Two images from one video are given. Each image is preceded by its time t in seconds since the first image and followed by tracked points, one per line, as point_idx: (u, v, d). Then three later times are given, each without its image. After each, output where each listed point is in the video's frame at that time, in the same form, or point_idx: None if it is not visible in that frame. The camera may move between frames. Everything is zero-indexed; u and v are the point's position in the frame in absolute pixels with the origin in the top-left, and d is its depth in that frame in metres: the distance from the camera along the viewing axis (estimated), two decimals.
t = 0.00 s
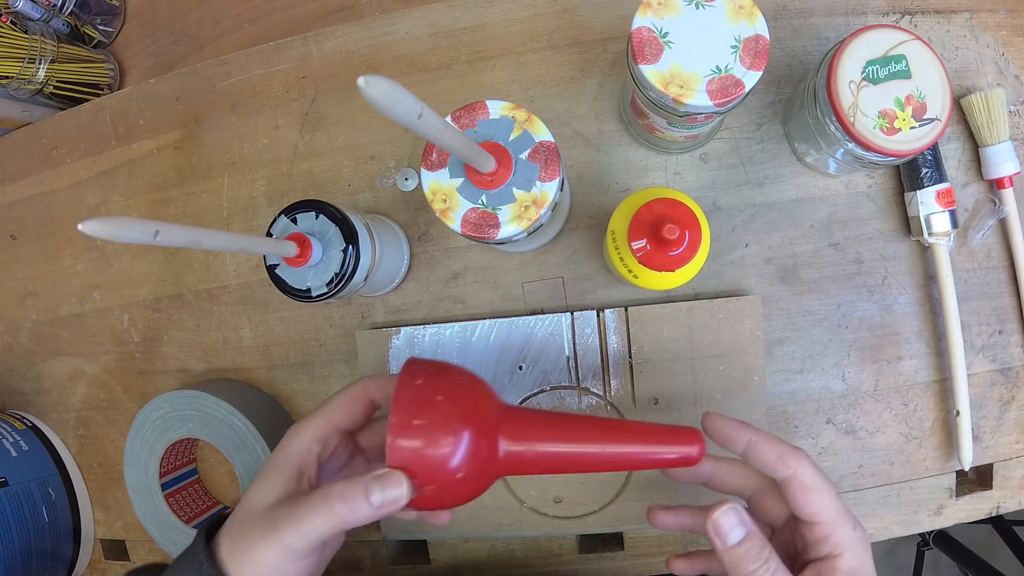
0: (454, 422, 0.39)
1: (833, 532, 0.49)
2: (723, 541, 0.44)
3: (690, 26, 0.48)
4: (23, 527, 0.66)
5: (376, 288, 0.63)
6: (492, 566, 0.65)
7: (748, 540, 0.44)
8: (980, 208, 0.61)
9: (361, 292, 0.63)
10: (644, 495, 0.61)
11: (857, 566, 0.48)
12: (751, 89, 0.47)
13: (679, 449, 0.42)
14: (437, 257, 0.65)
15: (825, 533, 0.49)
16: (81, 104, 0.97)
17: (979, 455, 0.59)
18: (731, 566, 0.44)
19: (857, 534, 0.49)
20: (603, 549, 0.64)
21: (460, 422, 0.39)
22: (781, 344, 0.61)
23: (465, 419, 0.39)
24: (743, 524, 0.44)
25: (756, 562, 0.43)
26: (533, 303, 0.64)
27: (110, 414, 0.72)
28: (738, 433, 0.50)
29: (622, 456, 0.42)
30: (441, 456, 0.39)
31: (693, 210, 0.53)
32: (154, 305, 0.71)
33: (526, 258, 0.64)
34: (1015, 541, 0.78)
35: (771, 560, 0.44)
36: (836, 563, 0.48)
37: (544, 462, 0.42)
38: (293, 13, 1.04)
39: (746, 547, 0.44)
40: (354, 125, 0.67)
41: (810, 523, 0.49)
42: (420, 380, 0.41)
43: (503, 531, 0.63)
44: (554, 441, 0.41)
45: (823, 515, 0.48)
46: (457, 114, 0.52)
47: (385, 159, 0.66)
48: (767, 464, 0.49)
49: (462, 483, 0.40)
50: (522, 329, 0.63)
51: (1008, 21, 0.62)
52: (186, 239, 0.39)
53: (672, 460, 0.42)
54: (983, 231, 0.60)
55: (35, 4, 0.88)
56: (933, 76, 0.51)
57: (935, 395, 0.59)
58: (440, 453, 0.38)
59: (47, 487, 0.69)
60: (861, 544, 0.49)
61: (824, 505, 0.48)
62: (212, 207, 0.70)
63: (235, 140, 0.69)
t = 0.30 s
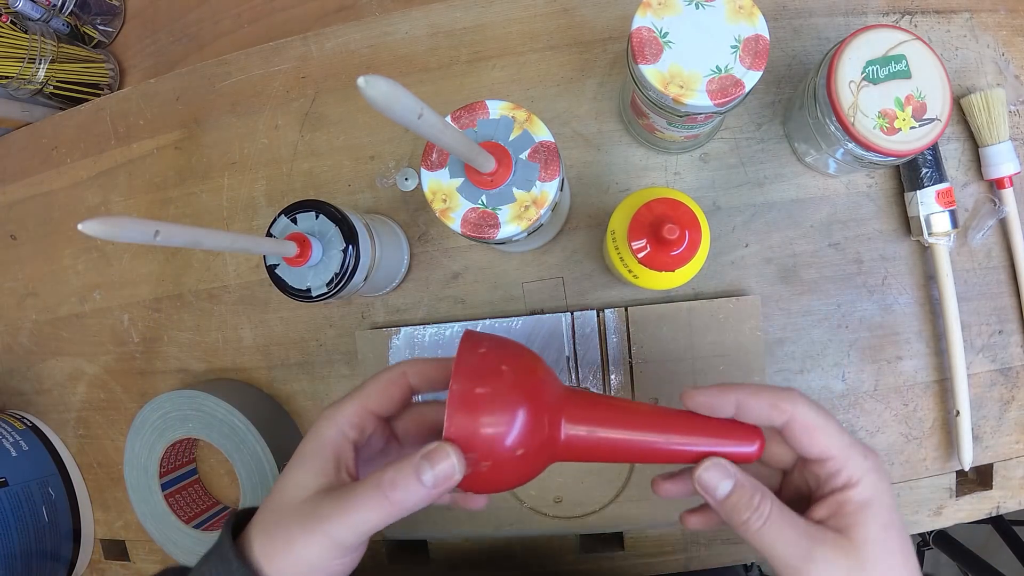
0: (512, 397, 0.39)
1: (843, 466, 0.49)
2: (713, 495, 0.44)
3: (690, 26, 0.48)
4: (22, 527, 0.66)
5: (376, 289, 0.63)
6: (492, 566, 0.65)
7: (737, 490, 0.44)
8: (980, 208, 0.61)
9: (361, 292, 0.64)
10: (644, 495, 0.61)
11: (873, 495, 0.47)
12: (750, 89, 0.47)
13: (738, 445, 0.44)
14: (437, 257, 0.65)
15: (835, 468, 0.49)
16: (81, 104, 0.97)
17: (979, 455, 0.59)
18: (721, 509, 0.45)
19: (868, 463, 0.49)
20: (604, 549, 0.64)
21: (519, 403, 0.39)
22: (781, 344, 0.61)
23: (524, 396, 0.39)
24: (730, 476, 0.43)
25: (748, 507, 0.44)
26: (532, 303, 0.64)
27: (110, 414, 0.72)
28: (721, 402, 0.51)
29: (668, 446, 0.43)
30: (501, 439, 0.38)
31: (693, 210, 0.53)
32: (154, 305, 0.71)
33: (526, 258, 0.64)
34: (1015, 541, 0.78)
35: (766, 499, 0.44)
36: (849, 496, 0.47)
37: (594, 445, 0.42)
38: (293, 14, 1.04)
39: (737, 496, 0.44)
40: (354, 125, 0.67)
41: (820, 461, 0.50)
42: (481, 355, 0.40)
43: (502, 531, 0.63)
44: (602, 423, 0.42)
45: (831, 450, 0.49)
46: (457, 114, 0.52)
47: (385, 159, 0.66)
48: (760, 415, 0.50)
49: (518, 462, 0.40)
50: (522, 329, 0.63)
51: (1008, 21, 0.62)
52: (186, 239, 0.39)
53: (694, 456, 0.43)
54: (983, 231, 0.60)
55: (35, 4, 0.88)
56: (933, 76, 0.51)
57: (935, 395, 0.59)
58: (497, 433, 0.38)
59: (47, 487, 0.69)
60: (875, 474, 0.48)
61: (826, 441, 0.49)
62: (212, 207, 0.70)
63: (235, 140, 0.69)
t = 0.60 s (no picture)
0: (612, 336, 0.40)
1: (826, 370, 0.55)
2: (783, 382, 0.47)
3: (690, 27, 0.48)
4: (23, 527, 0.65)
5: (376, 289, 0.63)
6: (492, 566, 0.65)
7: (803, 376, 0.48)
8: (980, 208, 0.61)
9: (361, 292, 0.64)
10: (643, 495, 0.61)
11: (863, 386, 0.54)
12: (750, 89, 0.47)
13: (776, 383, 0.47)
14: (437, 257, 0.65)
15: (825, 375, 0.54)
16: (81, 104, 0.97)
17: (979, 455, 0.59)
18: (786, 400, 0.48)
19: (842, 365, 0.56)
20: (604, 549, 0.64)
21: (619, 340, 0.39)
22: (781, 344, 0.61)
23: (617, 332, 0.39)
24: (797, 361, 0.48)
25: (809, 397, 0.48)
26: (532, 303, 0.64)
27: (110, 414, 0.72)
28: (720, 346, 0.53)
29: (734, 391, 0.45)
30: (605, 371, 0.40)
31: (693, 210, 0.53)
32: (154, 305, 0.71)
33: (526, 258, 0.64)
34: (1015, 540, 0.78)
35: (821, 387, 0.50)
36: (848, 390, 0.54)
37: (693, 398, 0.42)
38: (293, 14, 1.04)
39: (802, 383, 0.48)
40: (354, 125, 0.67)
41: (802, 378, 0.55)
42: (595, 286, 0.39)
43: (503, 531, 0.63)
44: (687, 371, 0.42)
45: (815, 362, 0.55)
46: (457, 114, 0.52)
47: (385, 159, 0.66)
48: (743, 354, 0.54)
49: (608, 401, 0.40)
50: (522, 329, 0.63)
51: (1008, 21, 0.62)
52: (186, 239, 0.39)
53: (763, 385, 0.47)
54: (983, 231, 0.60)
55: (35, 4, 0.88)
56: (933, 76, 0.51)
57: (935, 395, 0.59)
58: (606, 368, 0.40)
59: (47, 487, 0.69)
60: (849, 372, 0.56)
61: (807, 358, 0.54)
62: (212, 207, 0.70)
63: (235, 141, 0.69)
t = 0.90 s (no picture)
0: (576, 381, 0.38)
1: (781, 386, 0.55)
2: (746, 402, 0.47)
3: (690, 26, 0.48)
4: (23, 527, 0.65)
5: (376, 289, 0.63)
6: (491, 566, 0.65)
7: (763, 393, 0.48)
8: (980, 208, 0.61)
9: (361, 292, 0.64)
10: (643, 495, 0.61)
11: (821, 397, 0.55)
12: (750, 89, 0.47)
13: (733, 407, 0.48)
14: (437, 257, 0.65)
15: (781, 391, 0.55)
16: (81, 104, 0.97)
17: (979, 455, 0.59)
18: (748, 423, 0.48)
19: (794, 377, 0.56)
20: (603, 548, 0.64)
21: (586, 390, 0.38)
22: (781, 344, 0.61)
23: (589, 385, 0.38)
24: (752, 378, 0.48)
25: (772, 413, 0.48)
26: (532, 303, 0.64)
27: (110, 414, 0.72)
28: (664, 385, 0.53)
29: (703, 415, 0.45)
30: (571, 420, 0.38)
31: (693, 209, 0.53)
32: (153, 305, 0.71)
33: (526, 258, 0.64)
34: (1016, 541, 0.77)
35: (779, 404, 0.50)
36: (804, 404, 0.54)
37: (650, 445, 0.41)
38: (294, 14, 1.04)
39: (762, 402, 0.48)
40: (354, 125, 0.67)
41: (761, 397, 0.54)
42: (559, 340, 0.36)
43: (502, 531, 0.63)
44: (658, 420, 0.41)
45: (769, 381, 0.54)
46: (457, 114, 0.52)
47: (385, 159, 0.66)
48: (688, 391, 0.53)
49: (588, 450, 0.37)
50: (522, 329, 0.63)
51: (1008, 21, 0.62)
52: (186, 239, 0.39)
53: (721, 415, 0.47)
54: (983, 231, 0.60)
55: (35, 4, 0.88)
56: (933, 76, 0.51)
57: (935, 395, 0.59)
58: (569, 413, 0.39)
59: (47, 487, 0.69)
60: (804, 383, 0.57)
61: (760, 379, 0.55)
62: (212, 207, 0.70)
63: (235, 141, 0.69)
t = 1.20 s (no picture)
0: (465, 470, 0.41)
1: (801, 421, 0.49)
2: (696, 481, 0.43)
3: (690, 26, 0.48)
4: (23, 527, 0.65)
5: (376, 289, 0.63)
6: (491, 566, 0.65)
7: (720, 470, 0.43)
8: (980, 208, 0.61)
9: (361, 292, 0.64)
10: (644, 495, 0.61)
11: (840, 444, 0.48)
12: (751, 89, 0.47)
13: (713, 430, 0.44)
14: (437, 257, 0.65)
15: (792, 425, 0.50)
16: (81, 104, 0.97)
17: (979, 455, 0.59)
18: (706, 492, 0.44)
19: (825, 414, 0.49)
20: (604, 549, 0.64)
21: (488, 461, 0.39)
22: (781, 344, 0.61)
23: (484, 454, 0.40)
24: (711, 455, 0.43)
25: (733, 482, 0.44)
26: (532, 303, 0.64)
27: (110, 414, 0.72)
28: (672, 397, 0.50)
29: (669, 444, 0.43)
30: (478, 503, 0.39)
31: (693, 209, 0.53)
32: (153, 305, 0.71)
33: (526, 258, 0.64)
34: (1015, 540, 0.78)
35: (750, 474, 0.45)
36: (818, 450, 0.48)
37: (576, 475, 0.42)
38: (293, 14, 1.04)
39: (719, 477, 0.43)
40: (354, 125, 0.67)
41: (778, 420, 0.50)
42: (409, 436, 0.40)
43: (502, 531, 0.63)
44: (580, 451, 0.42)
45: (786, 408, 0.50)
46: (457, 114, 0.52)
47: (385, 159, 0.66)
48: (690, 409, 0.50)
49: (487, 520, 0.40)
50: (522, 329, 0.63)
51: (1008, 21, 0.61)
52: (186, 239, 0.39)
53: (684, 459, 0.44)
54: (983, 231, 0.60)
55: (35, 4, 0.88)
56: (932, 76, 0.51)
57: (935, 395, 0.59)
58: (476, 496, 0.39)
59: (47, 487, 0.69)
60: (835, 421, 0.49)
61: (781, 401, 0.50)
62: (212, 207, 0.70)
63: (235, 141, 0.69)
